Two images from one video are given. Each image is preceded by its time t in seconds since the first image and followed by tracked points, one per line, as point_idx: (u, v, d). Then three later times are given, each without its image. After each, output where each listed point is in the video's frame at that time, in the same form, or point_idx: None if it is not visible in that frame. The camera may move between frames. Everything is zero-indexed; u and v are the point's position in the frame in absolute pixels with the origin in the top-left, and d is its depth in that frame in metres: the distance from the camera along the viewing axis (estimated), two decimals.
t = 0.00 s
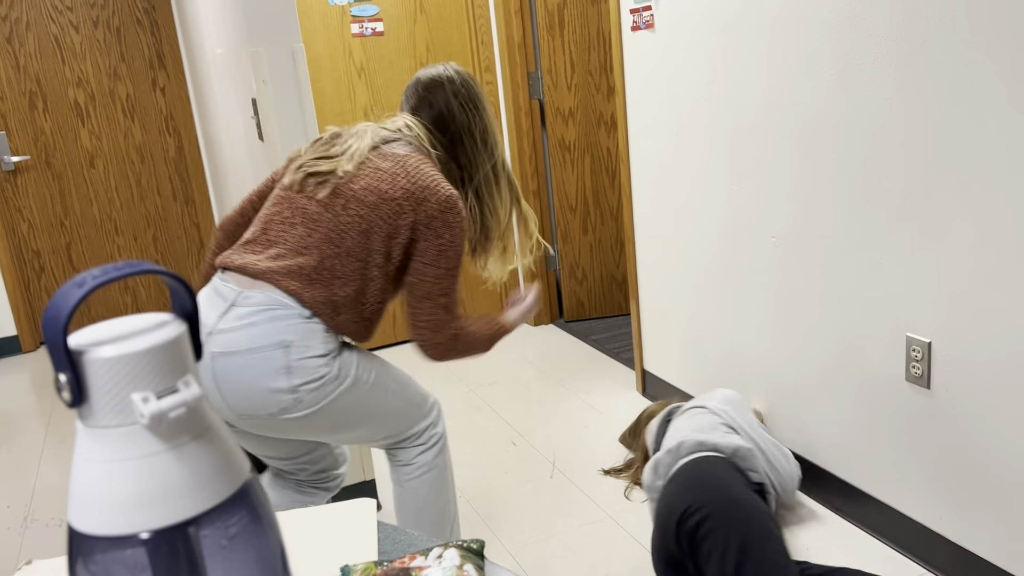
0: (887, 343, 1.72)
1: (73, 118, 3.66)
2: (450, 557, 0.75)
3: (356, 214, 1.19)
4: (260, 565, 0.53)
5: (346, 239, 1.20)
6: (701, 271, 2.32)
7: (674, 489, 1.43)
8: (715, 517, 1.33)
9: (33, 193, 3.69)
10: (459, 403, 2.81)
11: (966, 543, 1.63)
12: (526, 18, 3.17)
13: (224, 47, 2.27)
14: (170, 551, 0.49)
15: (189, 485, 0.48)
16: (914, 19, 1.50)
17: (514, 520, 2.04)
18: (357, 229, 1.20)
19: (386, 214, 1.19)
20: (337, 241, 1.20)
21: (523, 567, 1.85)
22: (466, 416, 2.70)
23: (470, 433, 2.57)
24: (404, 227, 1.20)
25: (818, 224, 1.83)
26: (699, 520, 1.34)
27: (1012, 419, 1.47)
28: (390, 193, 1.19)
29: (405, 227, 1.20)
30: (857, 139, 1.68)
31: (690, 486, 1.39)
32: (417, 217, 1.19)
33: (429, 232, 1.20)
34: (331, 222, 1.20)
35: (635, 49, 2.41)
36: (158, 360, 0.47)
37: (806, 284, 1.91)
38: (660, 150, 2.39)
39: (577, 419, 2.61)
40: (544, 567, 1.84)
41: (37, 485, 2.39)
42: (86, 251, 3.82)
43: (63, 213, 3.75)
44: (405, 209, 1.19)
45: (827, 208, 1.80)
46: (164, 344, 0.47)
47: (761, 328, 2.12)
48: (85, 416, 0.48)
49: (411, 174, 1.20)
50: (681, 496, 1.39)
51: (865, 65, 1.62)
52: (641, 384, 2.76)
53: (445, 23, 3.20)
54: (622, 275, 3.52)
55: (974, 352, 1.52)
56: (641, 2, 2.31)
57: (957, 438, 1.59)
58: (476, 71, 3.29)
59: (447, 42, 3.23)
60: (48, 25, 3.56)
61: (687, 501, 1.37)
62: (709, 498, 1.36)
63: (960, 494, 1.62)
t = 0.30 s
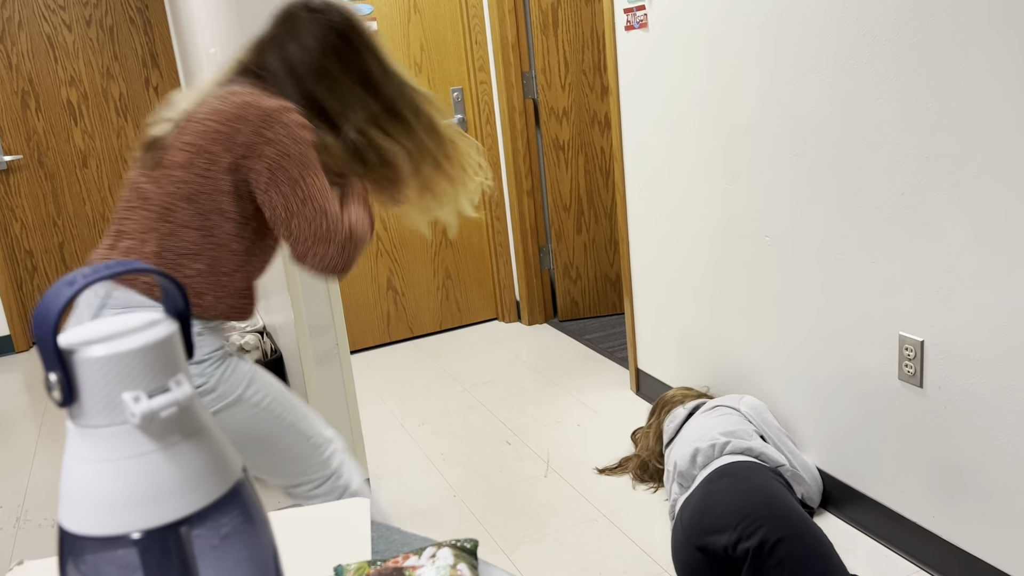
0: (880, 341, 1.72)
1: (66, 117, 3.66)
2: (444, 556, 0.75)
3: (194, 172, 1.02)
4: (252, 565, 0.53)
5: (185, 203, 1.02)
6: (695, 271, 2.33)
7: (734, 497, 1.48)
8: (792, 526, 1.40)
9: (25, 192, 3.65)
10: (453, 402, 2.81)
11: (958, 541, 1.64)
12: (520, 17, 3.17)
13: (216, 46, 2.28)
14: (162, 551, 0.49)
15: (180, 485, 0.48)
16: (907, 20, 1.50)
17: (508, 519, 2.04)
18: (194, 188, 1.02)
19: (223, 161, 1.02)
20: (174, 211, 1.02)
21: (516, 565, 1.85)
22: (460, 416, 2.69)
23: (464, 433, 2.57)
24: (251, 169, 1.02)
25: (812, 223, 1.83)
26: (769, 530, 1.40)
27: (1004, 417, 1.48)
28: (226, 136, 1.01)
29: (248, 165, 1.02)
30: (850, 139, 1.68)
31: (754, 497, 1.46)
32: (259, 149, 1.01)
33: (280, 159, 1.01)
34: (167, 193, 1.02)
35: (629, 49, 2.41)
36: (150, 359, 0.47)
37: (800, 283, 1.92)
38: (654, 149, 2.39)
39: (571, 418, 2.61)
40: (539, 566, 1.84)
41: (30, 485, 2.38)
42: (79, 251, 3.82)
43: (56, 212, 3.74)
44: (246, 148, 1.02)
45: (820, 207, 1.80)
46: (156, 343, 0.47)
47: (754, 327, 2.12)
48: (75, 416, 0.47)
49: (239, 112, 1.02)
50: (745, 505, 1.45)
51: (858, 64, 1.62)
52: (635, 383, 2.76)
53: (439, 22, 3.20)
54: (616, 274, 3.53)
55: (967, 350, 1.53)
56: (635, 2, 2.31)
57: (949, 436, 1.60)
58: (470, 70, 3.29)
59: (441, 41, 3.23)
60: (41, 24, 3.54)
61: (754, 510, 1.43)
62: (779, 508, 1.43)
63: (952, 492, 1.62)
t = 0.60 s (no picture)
0: (874, 340, 1.72)
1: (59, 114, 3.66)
2: (435, 556, 0.75)
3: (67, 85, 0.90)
4: (239, 566, 0.52)
5: (79, 116, 0.91)
6: (689, 269, 2.32)
7: (702, 498, 1.47)
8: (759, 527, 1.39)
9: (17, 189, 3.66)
10: (447, 401, 2.80)
11: (952, 539, 1.64)
12: (514, 15, 3.17)
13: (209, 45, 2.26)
14: (147, 553, 0.48)
15: (166, 486, 0.48)
16: (901, 18, 1.50)
17: (502, 517, 2.04)
18: (80, 97, 0.91)
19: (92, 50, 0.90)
20: (75, 131, 0.92)
21: (510, 564, 1.84)
22: (454, 414, 2.69)
23: (458, 431, 2.56)
24: (125, 42, 0.90)
25: (806, 221, 1.83)
26: (735, 531, 1.39)
27: (997, 416, 1.48)
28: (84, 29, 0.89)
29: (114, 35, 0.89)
30: (843, 137, 1.68)
31: (724, 496, 1.45)
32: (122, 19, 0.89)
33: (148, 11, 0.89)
34: (60, 122, 0.92)
35: (623, 48, 2.41)
36: (135, 359, 0.46)
37: (794, 282, 1.91)
38: (648, 147, 2.39)
39: (565, 416, 2.61)
40: (533, 565, 1.83)
41: (22, 484, 2.37)
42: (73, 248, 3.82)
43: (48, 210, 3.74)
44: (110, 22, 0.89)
45: (814, 206, 1.80)
46: (141, 343, 0.47)
47: (748, 326, 2.12)
48: (59, 417, 0.47)
49: (86, 8, 0.88)
50: (714, 506, 1.44)
51: (852, 63, 1.62)
52: (629, 382, 2.76)
53: (434, 20, 3.20)
54: (610, 272, 3.52)
55: (960, 349, 1.53)
56: None
57: (943, 435, 1.60)
58: (464, 69, 3.28)
59: (436, 39, 3.22)
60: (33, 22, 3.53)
61: (721, 511, 1.42)
62: (747, 509, 1.42)
63: (946, 491, 1.62)
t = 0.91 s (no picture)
0: (870, 338, 1.72)
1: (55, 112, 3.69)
2: (434, 554, 0.75)
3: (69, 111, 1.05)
4: (239, 565, 0.52)
5: (84, 149, 1.07)
6: (685, 267, 2.33)
7: (705, 494, 1.48)
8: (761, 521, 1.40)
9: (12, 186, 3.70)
10: (443, 399, 2.80)
11: (948, 538, 1.64)
12: (511, 13, 3.16)
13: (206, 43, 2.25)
14: (147, 550, 0.48)
15: (166, 483, 0.47)
16: (898, 17, 1.50)
17: (499, 515, 2.04)
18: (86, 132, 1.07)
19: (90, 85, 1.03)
20: (78, 159, 1.08)
21: (506, 562, 1.84)
22: (450, 412, 2.69)
23: (454, 429, 2.56)
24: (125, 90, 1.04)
25: (803, 220, 1.83)
26: (738, 527, 1.39)
27: (993, 414, 1.48)
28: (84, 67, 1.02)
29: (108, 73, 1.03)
30: (840, 136, 1.68)
31: (726, 493, 1.45)
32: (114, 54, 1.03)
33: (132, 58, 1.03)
34: (57, 139, 1.06)
35: (620, 46, 2.40)
36: (134, 356, 0.46)
37: (791, 280, 1.92)
38: (645, 146, 2.39)
39: (561, 414, 2.61)
40: (530, 563, 1.83)
41: (18, 481, 2.38)
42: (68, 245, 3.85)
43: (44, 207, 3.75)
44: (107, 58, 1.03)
45: (811, 204, 1.80)
46: (141, 340, 0.46)
47: (744, 324, 2.12)
48: (59, 414, 0.47)
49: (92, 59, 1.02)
50: (717, 502, 1.44)
51: (850, 62, 1.62)
52: (625, 380, 2.76)
53: (430, 18, 3.19)
54: (607, 271, 3.53)
55: (956, 347, 1.53)
56: None
57: (939, 433, 1.60)
58: (460, 66, 3.28)
59: (432, 37, 3.22)
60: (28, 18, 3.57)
61: (722, 508, 1.43)
62: (749, 503, 1.42)
63: (942, 489, 1.62)
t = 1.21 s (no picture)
0: (868, 337, 1.72)
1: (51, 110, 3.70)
2: (434, 552, 0.75)
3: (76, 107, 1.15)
4: (238, 563, 0.52)
5: (81, 139, 1.16)
6: (682, 265, 2.33)
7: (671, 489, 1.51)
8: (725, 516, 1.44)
9: (9, 184, 3.71)
10: (441, 397, 2.80)
11: (945, 535, 1.64)
12: (509, 11, 3.16)
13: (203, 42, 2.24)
14: (147, 548, 0.48)
15: (166, 481, 0.47)
16: (896, 16, 1.50)
17: (497, 513, 2.04)
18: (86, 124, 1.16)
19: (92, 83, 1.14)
20: (76, 147, 1.17)
21: (504, 560, 1.85)
22: (448, 411, 2.69)
23: (452, 427, 2.56)
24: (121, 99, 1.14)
25: (800, 218, 1.84)
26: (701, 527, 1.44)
27: (990, 412, 1.48)
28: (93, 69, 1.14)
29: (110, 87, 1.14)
30: (837, 134, 1.68)
31: (689, 482, 1.50)
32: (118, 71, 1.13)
33: (131, 95, 1.13)
34: (57, 128, 1.16)
35: (618, 44, 2.40)
36: (134, 354, 0.46)
37: (788, 278, 1.92)
38: (642, 144, 2.39)
39: (559, 412, 2.61)
40: (528, 561, 1.83)
41: (15, 479, 2.38)
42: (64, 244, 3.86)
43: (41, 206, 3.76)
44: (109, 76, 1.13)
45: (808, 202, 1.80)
46: (140, 338, 0.46)
47: (741, 322, 2.12)
48: (58, 411, 0.47)
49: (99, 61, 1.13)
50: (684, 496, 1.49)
51: (847, 60, 1.62)
52: (623, 378, 2.76)
53: (427, 16, 3.19)
54: (605, 269, 3.53)
55: (954, 345, 1.53)
56: None
57: (937, 431, 1.60)
58: (458, 65, 3.27)
59: (430, 35, 3.21)
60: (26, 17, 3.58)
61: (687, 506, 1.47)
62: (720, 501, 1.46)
63: (939, 487, 1.63)
